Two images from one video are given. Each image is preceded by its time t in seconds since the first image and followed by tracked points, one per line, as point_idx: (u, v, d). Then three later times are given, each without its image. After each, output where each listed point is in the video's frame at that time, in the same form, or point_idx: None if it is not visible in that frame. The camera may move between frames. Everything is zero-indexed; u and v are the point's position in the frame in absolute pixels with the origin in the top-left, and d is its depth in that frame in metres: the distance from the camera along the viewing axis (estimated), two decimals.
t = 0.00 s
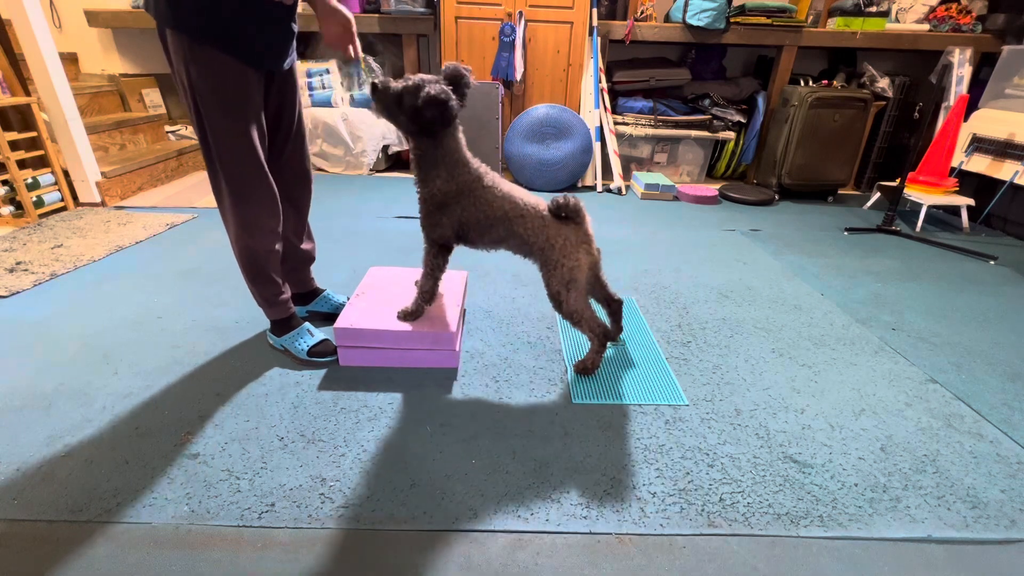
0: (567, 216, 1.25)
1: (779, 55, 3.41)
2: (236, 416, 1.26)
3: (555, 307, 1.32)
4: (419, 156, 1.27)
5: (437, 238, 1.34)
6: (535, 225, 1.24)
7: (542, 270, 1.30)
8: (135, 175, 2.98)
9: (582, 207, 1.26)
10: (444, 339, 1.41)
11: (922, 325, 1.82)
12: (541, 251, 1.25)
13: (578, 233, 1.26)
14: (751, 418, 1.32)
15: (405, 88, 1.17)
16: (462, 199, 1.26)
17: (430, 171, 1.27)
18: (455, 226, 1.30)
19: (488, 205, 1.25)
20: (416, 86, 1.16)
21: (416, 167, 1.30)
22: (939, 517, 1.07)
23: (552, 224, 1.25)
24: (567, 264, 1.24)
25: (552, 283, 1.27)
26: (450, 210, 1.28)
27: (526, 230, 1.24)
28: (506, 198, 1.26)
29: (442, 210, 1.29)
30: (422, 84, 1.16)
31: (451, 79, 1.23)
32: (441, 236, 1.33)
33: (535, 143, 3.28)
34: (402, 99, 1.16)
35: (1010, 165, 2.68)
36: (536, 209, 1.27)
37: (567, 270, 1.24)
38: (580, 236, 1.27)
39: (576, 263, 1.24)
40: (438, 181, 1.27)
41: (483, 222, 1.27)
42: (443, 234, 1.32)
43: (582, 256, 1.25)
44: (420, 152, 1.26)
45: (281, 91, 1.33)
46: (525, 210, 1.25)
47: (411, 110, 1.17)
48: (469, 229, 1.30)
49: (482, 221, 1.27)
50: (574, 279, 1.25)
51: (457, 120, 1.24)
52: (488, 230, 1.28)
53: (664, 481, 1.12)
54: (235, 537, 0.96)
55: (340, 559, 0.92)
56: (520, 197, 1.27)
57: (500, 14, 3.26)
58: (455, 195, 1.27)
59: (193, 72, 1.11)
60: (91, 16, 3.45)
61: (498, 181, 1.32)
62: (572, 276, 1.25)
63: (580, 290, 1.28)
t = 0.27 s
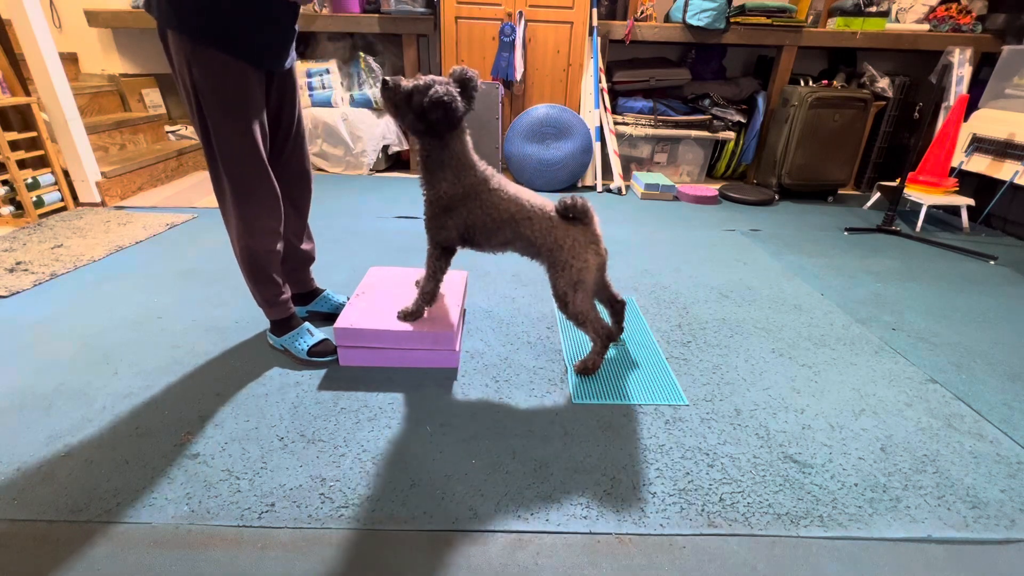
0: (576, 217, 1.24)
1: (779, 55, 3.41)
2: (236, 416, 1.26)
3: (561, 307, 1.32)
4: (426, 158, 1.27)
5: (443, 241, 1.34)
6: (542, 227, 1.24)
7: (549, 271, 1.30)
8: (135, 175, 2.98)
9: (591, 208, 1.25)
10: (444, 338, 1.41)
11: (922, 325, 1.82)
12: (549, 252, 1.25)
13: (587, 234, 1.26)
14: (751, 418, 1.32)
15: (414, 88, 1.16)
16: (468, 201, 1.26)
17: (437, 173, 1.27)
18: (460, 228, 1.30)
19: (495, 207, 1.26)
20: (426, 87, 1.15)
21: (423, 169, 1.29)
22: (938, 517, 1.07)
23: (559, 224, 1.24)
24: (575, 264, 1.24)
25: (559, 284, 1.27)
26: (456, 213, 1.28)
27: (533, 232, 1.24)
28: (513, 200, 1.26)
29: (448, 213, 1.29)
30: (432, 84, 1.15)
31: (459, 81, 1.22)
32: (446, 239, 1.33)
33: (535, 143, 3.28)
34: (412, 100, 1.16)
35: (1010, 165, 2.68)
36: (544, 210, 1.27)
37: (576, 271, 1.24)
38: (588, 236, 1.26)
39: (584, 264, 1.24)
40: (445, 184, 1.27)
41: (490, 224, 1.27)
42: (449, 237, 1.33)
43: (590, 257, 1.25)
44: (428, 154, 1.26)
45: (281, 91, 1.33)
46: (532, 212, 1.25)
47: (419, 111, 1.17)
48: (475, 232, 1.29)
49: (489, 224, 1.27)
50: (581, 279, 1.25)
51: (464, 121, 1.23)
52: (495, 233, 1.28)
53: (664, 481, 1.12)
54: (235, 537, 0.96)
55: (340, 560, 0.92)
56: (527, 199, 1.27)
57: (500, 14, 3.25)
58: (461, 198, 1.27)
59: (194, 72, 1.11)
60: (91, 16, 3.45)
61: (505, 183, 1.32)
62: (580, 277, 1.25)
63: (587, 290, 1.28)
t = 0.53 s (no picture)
0: (582, 217, 1.25)
1: (779, 55, 3.41)
2: (236, 416, 1.26)
3: (567, 309, 1.32)
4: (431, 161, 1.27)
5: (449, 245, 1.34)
6: (549, 228, 1.24)
7: (555, 273, 1.30)
8: (135, 175, 2.98)
9: (598, 209, 1.26)
10: (444, 338, 1.41)
11: (922, 325, 1.82)
12: (555, 253, 1.25)
13: (594, 234, 1.26)
14: (751, 418, 1.32)
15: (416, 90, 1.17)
16: (474, 204, 1.26)
17: (442, 175, 1.27)
18: (466, 231, 1.30)
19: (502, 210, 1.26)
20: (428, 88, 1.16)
21: (428, 172, 1.29)
22: (938, 517, 1.07)
23: (567, 225, 1.25)
24: (583, 265, 1.24)
25: (565, 285, 1.27)
26: (462, 215, 1.28)
27: (539, 233, 1.25)
28: (520, 202, 1.27)
29: (453, 215, 1.29)
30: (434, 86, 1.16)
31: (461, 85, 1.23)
32: (452, 242, 1.33)
33: (535, 143, 3.28)
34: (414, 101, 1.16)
35: (1010, 165, 2.68)
36: (551, 211, 1.28)
37: (583, 271, 1.24)
38: (596, 236, 1.26)
39: (591, 264, 1.24)
40: (450, 186, 1.27)
41: (497, 226, 1.27)
42: (455, 240, 1.32)
43: (598, 257, 1.25)
44: (431, 157, 1.26)
45: (281, 91, 1.33)
46: (539, 213, 1.25)
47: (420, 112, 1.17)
48: (481, 234, 1.29)
49: (495, 226, 1.27)
50: (588, 280, 1.25)
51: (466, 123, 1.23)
52: (502, 235, 1.27)
53: (664, 481, 1.12)
54: (235, 537, 0.96)
55: (340, 560, 0.92)
56: (534, 200, 1.28)
57: (500, 14, 3.26)
58: (468, 200, 1.27)
59: (195, 73, 1.11)
60: (91, 16, 3.45)
61: (510, 185, 1.32)
62: (587, 277, 1.25)
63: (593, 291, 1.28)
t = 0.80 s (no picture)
0: (576, 216, 1.26)
1: (779, 55, 3.41)
2: (236, 416, 1.26)
3: (565, 309, 1.32)
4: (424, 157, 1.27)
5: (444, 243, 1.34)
6: (544, 226, 1.24)
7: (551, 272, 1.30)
8: (135, 175, 2.98)
9: (592, 208, 1.27)
10: (444, 338, 1.41)
11: (922, 325, 1.82)
12: (551, 251, 1.26)
13: (588, 234, 1.27)
14: (751, 418, 1.32)
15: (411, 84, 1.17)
16: (470, 201, 1.26)
17: (437, 172, 1.27)
18: (463, 227, 1.29)
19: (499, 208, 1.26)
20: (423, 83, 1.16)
21: (422, 170, 1.29)
22: (938, 517, 1.07)
23: (561, 224, 1.26)
24: (579, 264, 1.24)
25: (563, 285, 1.27)
26: (458, 212, 1.28)
27: (535, 231, 1.25)
28: (516, 200, 1.27)
29: (449, 212, 1.29)
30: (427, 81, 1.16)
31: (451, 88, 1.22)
32: (448, 238, 1.33)
33: (535, 143, 3.28)
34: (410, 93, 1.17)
35: (1010, 165, 2.68)
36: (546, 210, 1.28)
37: (579, 270, 1.25)
38: (589, 235, 1.28)
39: (587, 263, 1.25)
40: (445, 182, 1.27)
41: (493, 223, 1.27)
42: (451, 236, 1.32)
43: (593, 256, 1.26)
44: (424, 153, 1.26)
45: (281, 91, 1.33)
46: (535, 211, 1.25)
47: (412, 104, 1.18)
48: (477, 231, 1.29)
49: (491, 223, 1.27)
50: (584, 279, 1.25)
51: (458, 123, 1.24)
52: (497, 232, 1.28)
53: (664, 481, 1.12)
54: (235, 537, 0.96)
55: (340, 560, 0.92)
56: (529, 198, 1.28)
57: (500, 14, 3.26)
58: (463, 196, 1.26)
59: (196, 72, 1.11)
60: (91, 16, 3.45)
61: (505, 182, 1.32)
62: (583, 276, 1.25)
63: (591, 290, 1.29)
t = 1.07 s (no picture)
0: (551, 221, 1.20)
1: (779, 55, 3.41)
2: (236, 416, 1.26)
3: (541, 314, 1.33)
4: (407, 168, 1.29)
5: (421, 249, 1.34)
6: (511, 233, 1.21)
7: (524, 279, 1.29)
8: (135, 175, 2.98)
9: (568, 210, 1.22)
10: (444, 338, 1.41)
11: (922, 325, 1.82)
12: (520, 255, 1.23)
13: (560, 241, 1.22)
14: (751, 419, 1.32)
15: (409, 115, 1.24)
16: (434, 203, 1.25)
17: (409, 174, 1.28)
18: (432, 229, 1.27)
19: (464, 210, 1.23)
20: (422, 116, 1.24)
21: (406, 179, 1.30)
22: (938, 517, 1.07)
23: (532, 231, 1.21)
24: (546, 272, 1.23)
25: (533, 293, 1.28)
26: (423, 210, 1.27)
27: (503, 236, 1.22)
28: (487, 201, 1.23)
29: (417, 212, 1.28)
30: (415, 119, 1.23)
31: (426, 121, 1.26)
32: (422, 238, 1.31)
33: (535, 143, 3.28)
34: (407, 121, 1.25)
35: (1010, 165, 2.68)
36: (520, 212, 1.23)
37: (548, 280, 1.24)
38: (562, 243, 1.23)
39: (556, 272, 1.23)
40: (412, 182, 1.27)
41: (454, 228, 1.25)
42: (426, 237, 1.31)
43: (562, 266, 1.24)
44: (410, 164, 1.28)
45: (279, 91, 1.33)
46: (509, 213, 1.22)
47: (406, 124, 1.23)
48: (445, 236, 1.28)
49: (456, 225, 1.24)
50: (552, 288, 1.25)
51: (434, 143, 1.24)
52: (463, 234, 1.25)
53: (664, 481, 1.12)
54: (235, 537, 0.96)
55: (340, 560, 0.92)
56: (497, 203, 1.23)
57: (500, 14, 3.26)
58: (423, 198, 1.26)
59: (195, 71, 1.11)
60: (91, 16, 3.45)
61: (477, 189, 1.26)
62: (553, 285, 1.24)
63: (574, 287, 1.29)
